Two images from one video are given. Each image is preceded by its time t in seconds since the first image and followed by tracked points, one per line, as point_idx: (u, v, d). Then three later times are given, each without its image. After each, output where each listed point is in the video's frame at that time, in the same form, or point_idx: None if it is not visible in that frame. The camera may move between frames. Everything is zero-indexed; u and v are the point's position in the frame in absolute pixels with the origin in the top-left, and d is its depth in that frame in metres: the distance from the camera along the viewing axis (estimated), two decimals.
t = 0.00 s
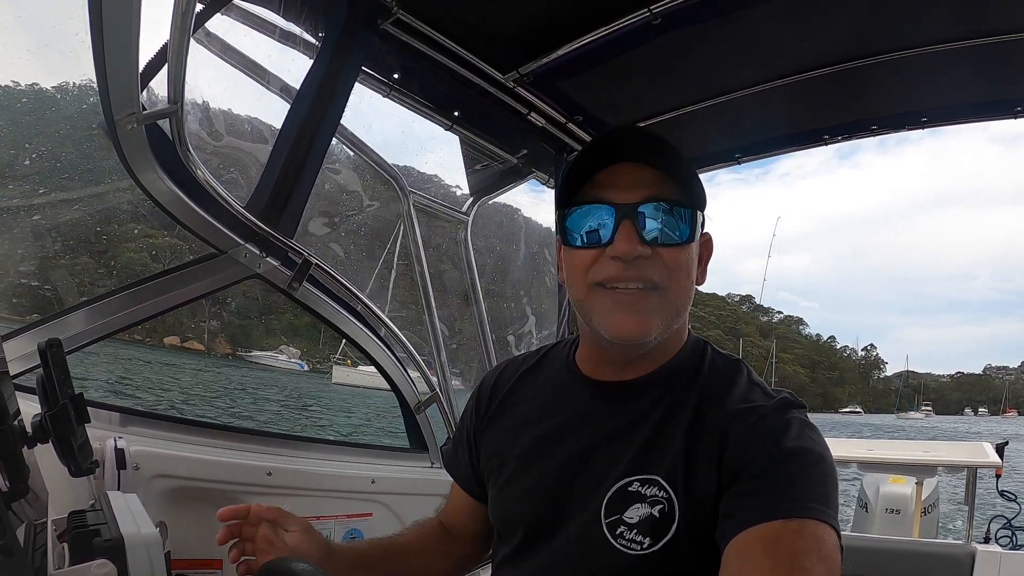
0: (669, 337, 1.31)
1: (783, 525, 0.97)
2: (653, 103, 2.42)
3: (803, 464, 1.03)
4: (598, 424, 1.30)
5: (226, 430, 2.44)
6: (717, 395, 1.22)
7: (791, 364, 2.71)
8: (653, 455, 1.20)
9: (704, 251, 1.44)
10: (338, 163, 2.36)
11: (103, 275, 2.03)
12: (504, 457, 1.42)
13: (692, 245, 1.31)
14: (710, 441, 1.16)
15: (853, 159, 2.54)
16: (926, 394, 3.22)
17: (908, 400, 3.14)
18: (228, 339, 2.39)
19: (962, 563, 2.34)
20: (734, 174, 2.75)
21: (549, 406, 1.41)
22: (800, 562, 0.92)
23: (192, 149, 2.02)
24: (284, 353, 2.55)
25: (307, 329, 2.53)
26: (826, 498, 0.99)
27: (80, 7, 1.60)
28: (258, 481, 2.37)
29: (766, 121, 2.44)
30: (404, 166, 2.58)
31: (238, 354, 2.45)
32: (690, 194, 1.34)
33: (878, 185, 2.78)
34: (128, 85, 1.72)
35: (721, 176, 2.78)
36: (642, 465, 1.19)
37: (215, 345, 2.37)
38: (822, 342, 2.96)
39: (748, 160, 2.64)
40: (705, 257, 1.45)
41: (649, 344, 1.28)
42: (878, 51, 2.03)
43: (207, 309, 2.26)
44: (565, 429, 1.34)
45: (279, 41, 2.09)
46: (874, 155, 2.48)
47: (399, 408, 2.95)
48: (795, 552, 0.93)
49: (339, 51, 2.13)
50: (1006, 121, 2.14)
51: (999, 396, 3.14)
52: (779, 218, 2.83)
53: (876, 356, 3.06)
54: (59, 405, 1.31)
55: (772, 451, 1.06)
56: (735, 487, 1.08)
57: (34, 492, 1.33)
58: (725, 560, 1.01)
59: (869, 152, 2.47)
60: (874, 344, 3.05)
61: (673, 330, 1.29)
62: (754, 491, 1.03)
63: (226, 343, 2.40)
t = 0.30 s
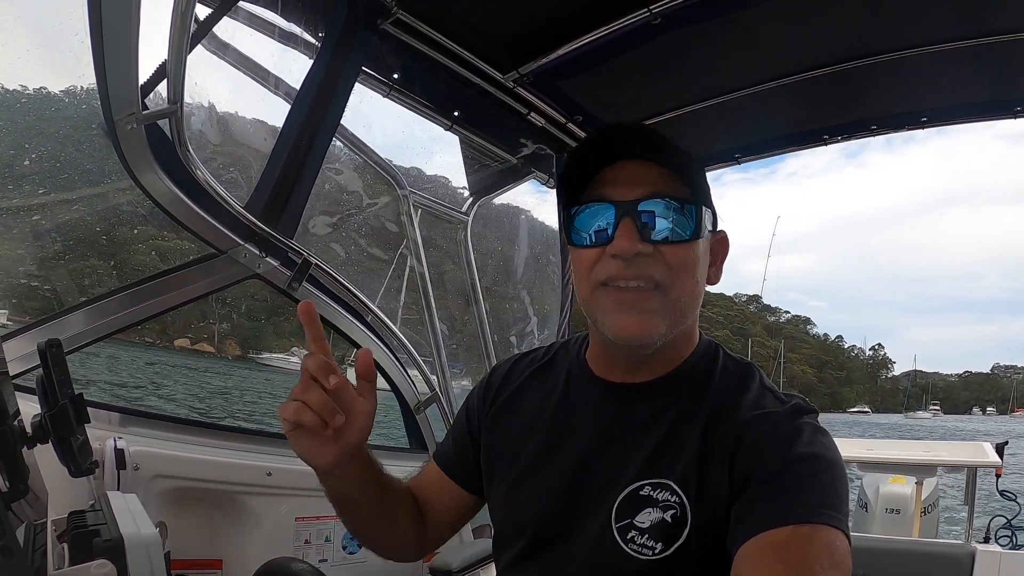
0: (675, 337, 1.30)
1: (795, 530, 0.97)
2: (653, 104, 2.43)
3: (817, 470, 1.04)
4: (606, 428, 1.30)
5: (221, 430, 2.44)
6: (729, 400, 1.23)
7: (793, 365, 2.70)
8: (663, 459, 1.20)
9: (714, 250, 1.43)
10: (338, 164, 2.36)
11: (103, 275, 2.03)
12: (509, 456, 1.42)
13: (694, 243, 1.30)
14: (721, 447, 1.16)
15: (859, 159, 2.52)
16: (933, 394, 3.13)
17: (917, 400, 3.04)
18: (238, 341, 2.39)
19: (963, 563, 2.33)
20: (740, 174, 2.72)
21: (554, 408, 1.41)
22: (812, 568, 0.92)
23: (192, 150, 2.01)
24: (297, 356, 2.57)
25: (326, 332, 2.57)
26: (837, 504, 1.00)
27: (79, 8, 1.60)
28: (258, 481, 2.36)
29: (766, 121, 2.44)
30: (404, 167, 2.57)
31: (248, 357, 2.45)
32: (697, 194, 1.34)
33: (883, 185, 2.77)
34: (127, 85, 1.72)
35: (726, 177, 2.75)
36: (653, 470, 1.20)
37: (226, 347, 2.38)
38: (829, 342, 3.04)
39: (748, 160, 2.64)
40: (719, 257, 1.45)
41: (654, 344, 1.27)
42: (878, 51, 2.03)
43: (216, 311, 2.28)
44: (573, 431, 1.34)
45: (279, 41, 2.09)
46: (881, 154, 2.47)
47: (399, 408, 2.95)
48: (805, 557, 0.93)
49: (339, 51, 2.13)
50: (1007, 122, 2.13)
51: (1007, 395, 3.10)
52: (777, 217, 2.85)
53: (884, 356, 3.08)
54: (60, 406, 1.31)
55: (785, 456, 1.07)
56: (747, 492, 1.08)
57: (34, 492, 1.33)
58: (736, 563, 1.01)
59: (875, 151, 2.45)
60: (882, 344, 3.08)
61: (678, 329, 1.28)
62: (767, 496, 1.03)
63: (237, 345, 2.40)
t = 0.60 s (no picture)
0: (640, 334, 1.27)
1: (803, 535, 0.96)
2: (654, 103, 2.42)
3: (824, 473, 1.03)
4: (608, 432, 1.29)
5: (221, 430, 2.44)
6: (733, 402, 1.21)
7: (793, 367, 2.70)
8: (666, 462, 1.20)
9: (706, 245, 1.35)
10: (339, 162, 2.36)
11: (103, 273, 2.03)
12: (511, 457, 1.42)
13: (644, 235, 1.28)
14: (725, 449, 1.16)
15: (865, 156, 2.55)
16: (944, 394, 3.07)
17: (925, 400, 2.99)
18: (248, 341, 2.44)
19: (961, 563, 2.33)
20: (746, 173, 2.75)
21: (556, 410, 1.41)
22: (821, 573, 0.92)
23: (192, 147, 2.00)
24: (308, 356, 2.60)
25: (329, 333, 2.57)
26: (844, 507, 0.99)
27: (79, 6, 1.60)
28: (258, 479, 2.37)
29: (767, 120, 2.44)
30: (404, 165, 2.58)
31: (259, 356, 2.50)
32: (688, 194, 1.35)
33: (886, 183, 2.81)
34: (128, 84, 1.71)
35: (732, 176, 2.78)
36: (655, 473, 1.19)
37: (235, 347, 2.43)
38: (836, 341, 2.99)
39: (747, 160, 2.65)
40: (711, 251, 1.35)
41: (611, 340, 1.27)
42: (879, 51, 2.03)
43: (224, 311, 2.31)
44: (574, 434, 1.34)
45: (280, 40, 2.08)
46: (888, 152, 2.50)
47: (400, 408, 2.95)
48: (814, 564, 0.93)
49: (338, 49, 2.13)
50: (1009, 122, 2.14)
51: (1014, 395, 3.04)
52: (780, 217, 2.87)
53: (891, 354, 3.05)
54: (59, 404, 1.30)
55: (790, 460, 1.06)
56: (753, 495, 1.08)
57: (34, 490, 1.34)
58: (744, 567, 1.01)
59: (883, 149, 2.48)
60: (890, 343, 3.04)
61: (635, 324, 1.26)
62: (773, 500, 1.03)
63: (246, 344, 2.45)
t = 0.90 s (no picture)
0: (613, 334, 1.28)
1: (784, 531, 0.96)
2: (652, 102, 2.42)
3: (804, 468, 1.02)
4: (592, 429, 1.30)
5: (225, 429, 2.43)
6: (715, 397, 1.21)
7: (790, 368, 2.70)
8: (648, 457, 1.20)
9: (682, 244, 1.35)
10: (339, 162, 2.36)
11: (104, 274, 2.03)
12: (498, 453, 1.42)
13: (615, 237, 1.29)
14: (706, 444, 1.15)
15: (871, 156, 2.55)
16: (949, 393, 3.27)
17: (930, 398, 3.18)
18: (257, 343, 2.46)
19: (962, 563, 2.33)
20: (751, 173, 2.73)
21: (541, 406, 1.41)
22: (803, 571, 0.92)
23: (192, 148, 2.00)
24: (317, 358, 2.64)
25: (333, 334, 2.59)
26: (825, 503, 0.99)
27: (80, 7, 1.60)
28: (258, 480, 2.36)
29: (765, 119, 2.43)
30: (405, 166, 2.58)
31: (264, 357, 2.51)
32: (669, 193, 1.36)
33: (889, 173, 2.83)
34: (128, 85, 1.72)
35: (737, 177, 2.77)
36: (637, 467, 1.20)
37: (244, 349, 2.45)
38: (842, 341, 3.04)
39: (747, 160, 2.64)
40: (686, 249, 1.35)
41: (585, 340, 1.29)
42: (878, 50, 2.03)
43: (224, 312, 2.30)
44: (560, 431, 1.34)
45: (280, 40, 2.09)
46: (894, 151, 2.50)
47: (399, 405, 2.96)
48: (796, 561, 0.93)
49: (338, 49, 2.12)
50: (1009, 121, 2.14)
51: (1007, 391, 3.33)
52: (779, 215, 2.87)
53: (897, 353, 3.16)
54: (60, 405, 1.30)
55: (770, 455, 1.05)
56: (734, 490, 1.07)
57: (34, 491, 1.33)
58: (725, 563, 1.00)
59: (890, 149, 2.48)
60: (895, 343, 3.16)
61: (607, 325, 1.27)
62: (753, 494, 1.02)
63: (254, 346, 2.46)
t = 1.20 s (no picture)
0: (596, 334, 1.29)
1: (778, 525, 0.96)
2: (652, 103, 2.42)
3: (797, 463, 1.02)
4: (586, 428, 1.30)
5: (225, 430, 2.43)
6: (706, 395, 1.21)
7: (790, 369, 2.70)
8: (642, 456, 1.20)
9: (668, 242, 1.35)
10: (339, 163, 2.36)
11: (104, 274, 2.04)
12: (495, 455, 1.42)
13: (596, 237, 1.30)
14: (699, 442, 1.15)
15: (876, 155, 2.56)
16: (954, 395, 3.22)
17: (936, 400, 3.10)
18: (264, 346, 2.47)
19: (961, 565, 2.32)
20: (756, 173, 2.72)
21: (536, 407, 1.41)
22: (798, 564, 0.92)
23: (192, 148, 2.00)
24: (326, 361, 2.65)
25: (335, 335, 2.59)
26: (820, 496, 0.99)
27: (78, 7, 1.60)
28: (258, 480, 2.36)
29: (765, 120, 2.43)
30: (405, 167, 2.59)
31: (273, 360, 2.53)
32: (662, 195, 1.36)
33: (892, 173, 2.83)
34: (127, 85, 1.71)
35: (743, 177, 2.76)
36: (632, 466, 1.20)
37: (251, 351, 2.46)
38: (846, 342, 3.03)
39: (747, 160, 2.64)
40: (672, 247, 1.35)
41: (570, 340, 1.30)
42: (878, 51, 2.03)
43: (223, 313, 2.30)
44: (557, 432, 1.34)
45: (281, 40, 2.09)
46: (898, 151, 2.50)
47: (400, 408, 2.96)
48: (789, 554, 0.93)
49: (338, 48, 2.12)
50: (1010, 121, 2.14)
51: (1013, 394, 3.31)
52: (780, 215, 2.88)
53: (903, 355, 3.15)
54: (59, 405, 1.30)
55: (762, 451, 1.05)
56: (727, 486, 1.07)
57: (34, 491, 1.33)
58: (720, 562, 1.00)
59: (895, 149, 2.49)
60: (901, 344, 3.15)
61: (589, 325, 1.28)
62: (747, 491, 1.02)
63: (261, 349, 2.47)
